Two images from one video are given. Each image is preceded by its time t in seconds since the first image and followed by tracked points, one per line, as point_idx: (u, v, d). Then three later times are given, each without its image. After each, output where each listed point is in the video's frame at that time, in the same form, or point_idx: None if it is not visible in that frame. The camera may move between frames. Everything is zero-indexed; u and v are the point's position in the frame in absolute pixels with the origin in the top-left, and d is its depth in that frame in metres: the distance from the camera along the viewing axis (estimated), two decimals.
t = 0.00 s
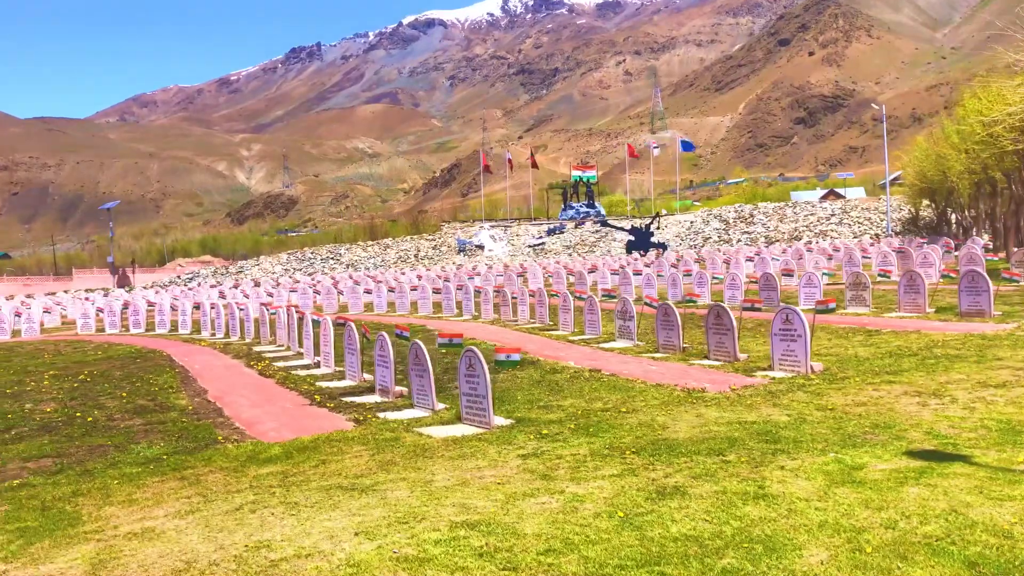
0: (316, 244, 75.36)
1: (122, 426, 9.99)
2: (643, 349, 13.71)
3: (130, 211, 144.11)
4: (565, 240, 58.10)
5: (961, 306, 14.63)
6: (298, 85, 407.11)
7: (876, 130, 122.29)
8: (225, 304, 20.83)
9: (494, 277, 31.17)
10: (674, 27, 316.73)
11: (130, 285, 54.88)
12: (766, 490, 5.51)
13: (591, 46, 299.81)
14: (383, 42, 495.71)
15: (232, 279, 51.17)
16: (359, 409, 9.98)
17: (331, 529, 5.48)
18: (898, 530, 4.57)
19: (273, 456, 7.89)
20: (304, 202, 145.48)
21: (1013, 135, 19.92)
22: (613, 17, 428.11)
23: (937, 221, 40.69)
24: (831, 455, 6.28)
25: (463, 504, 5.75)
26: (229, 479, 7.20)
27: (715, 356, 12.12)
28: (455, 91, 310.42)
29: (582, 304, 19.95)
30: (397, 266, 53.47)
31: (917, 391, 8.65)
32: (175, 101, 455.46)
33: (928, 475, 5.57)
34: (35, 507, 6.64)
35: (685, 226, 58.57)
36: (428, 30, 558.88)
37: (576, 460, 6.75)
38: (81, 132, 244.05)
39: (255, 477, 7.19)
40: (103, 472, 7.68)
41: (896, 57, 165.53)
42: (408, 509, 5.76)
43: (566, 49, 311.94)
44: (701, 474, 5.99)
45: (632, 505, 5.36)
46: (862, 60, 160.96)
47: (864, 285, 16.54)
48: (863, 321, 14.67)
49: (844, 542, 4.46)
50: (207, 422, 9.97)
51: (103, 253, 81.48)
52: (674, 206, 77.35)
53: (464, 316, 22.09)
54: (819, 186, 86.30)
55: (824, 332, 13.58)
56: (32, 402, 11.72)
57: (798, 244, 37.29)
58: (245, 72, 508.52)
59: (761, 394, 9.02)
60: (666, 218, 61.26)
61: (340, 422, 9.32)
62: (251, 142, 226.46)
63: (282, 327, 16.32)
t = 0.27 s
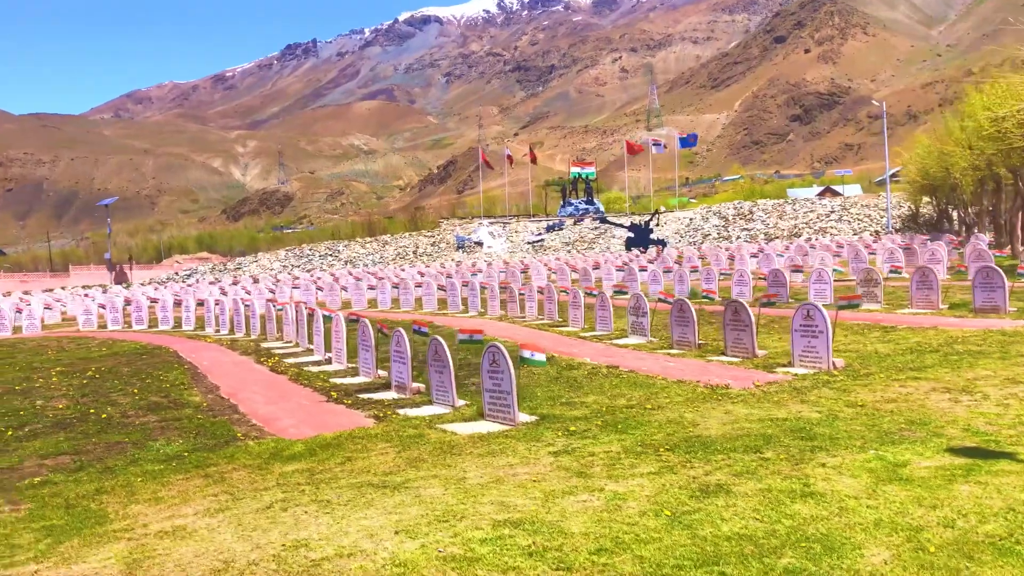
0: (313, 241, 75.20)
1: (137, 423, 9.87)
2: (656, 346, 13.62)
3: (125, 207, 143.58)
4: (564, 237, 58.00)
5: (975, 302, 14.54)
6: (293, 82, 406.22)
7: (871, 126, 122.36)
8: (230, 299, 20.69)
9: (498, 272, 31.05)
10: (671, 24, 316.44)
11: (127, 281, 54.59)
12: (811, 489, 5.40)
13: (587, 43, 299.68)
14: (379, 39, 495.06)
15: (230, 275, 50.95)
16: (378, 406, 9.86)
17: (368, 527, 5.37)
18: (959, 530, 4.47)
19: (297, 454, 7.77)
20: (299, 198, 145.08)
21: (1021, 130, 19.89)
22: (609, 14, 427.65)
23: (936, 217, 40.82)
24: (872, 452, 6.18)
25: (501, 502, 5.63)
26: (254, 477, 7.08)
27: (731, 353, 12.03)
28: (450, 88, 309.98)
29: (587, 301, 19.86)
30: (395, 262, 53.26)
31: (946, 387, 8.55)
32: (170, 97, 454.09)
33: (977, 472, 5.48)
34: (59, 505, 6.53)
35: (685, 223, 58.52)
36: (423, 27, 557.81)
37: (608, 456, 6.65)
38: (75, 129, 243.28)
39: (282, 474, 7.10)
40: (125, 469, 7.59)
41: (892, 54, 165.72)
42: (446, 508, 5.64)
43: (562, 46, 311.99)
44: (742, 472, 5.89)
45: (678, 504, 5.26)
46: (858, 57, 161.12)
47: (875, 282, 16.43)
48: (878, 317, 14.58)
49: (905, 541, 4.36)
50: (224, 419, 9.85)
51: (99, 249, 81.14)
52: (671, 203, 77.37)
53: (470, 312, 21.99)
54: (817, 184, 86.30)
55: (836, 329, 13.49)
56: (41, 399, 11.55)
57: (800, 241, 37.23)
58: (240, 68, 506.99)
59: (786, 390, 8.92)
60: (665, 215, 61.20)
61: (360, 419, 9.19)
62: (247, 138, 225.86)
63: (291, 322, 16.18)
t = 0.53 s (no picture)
0: (311, 236, 74.93)
1: (151, 418, 9.69)
2: (673, 340, 13.47)
3: (120, 203, 142.97)
4: (564, 233, 57.84)
5: (991, 296, 14.42)
6: (289, 77, 405.13)
7: (869, 122, 122.18)
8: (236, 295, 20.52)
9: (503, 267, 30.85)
10: (667, 20, 316.11)
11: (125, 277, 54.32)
12: (865, 482, 5.26)
13: (584, 39, 299.23)
14: (374, 34, 493.71)
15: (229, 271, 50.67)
16: (398, 401, 9.71)
17: (407, 522, 5.22)
18: None
19: (321, 449, 7.61)
20: (296, 194, 144.69)
21: None
22: (605, 10, 426.83)
23: (939, 212, 40.77)
24: (916, 446, 6.04)
25: (541, 497, 5.47)
26: (280, 472, 6.92)
27: (751, 347, 11.89)
28: (446, 83, 309.39)
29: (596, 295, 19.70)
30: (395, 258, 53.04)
31: (979, 380, 8.43)
32: (165, 93, 452.61)
33: None
34: (82, 502, 6.39)
35: (685, 218, 58.35)
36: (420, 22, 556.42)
37: (644, 451, 6.50)
38: (70, 124, 242.28)
39: (308, 470, 6.94)
40: (146, 464, 7.43)
41: (889, 50, 165.53)
42: (484, 503, 5.49)
43: (559, 42, 311.35)
44: (788, 466, 5.75)
45: (726, 499, 5.13)
46: (855, 53, 160.90)
47: (887, 275, 16.30)
48: (895, 312, 14.41)
49: (974, 538, 4.21)
50: (241, 413, 9.68)
51: (95, 245, 80.75)
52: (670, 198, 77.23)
53: (478, 307, 21.78)
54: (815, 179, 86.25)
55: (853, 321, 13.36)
56: (51, 395, 11.36)
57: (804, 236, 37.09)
58: (235, 64, 505.53)
59: (815, 384, 8.79)
60: (665, 210, 61.04)
61: (380, 413, 9.03)
62: (242, 134, 225.18)
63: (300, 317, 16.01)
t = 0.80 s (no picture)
0: (306, 229, 74.64)
1: (164, 413, 9.53)
2: (686, 334, 13.33)
3: (113, 196, 142.27)
4: (561, 226, 57.70)
5: (1004, 288, 14.33)
6: (282, 70, 403.46)
7: (863, 115, 121.97)
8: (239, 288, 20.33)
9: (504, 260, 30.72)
10: (662, 14, 315.73)
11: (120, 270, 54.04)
12: (914, 481, 5.13)
13: (578, 32, 298.66)
14: (367, 27, 491.99)
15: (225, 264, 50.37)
16: (415, 395, 9.57)
17: (447, 522, 5.09)
18: None
19: (343, 445, 7.47)
20: (289, 187, 144.18)
21: None
22: (599, 3, 425.86)
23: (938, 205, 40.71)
24: (959, 442, 5.93)
25: (580, 496, 5.34)
26: (304, 470, 6.77)
27: (767, 340, 11.79)
28: (440, 76, 308.62)
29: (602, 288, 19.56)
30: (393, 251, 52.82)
31: (1009, 374, 8.33)
32: (158, 86, 450.69)
33: None
34: (106, 501, 6.23)
35: (683, 211, 58.16)
36: (415, 15, 554.33)
37: (679, 447, 6.37)
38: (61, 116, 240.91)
39: (334, 466, 6.80)
40: (166, 461, 7.27)
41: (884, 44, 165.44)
42: (524, 501, 5.35)
43: (553, 34, 310.67)
44: (830, 463, 5.63)
45: (775, 497, 5.02)
46: (850, 46, 160.62)
47: (898, 266, 16.17)
48: (910, 305, 14.24)
49: None
50: (254, 408, 9.52)
51: (89, 238, 80.34)
52: (667, 192, 77.12)
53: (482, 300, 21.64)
54: (811, 172, 86.30)
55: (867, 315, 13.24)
56: (60, 390, 11.19)
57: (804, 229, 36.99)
58: (228, 57, 503.62)
59: (841, 378, 8.68)
60: (662, 203, 60.91)
61: (399, 408, 8.89)
62: (236, 127, 224.22)
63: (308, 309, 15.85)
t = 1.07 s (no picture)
0: (297, 225, 74.23)
1: (174, 408, 9.36)
2: (695, 328, 13.23)
3: (99, 191, 141.22)
4: (554, 222, 57.60)
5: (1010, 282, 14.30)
6: (270, 65, 401.52)
7: (851, 112, 122.41)
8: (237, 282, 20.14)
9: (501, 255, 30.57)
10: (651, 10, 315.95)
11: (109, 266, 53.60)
12: (961, 474, 5.04)
13: (567, 27, 298.37)
14: (356, 21, 490.02)
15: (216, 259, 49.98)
16: (429, 389, 9.44)
17: (485, 517, 4.98)
18: None
19: (363, 439, 7.32)
20: (278, 182, 143.52)
21: None
22: None
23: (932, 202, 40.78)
24: (997, 436, 5.85)
25: (621, 491, 5.22)
26: (328, 465, 6.62)
27: (778, 334, 11.72)
28: (429, 71, 307.79)
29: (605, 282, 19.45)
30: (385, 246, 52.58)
31: None
32: (145, 81, 447.83)
33: None
34: (126, 496, 6.07)
35: (676, 207, 58.12)
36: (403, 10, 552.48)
37: (712, 442, 6.26)
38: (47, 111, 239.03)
39: (357, 461, 6.65)
40: (184, 457, 7.11)
41: (872, 41, 166.01)
42: (563, 497, 5.23)
43: (543, 30, 310.27)
44: (871, 456, 5.54)
45: (821, 491, 4.91)
46: (838, 43, 161.15)
47: (903, 260, 16.11)
48: (919, 299, 14.16)
49: None
50: (266, 403, 9.38)
51: (77, 234, 79.68)
52: (658, 187, 77.09)
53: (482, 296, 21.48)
54: (801, 169, 86.44)
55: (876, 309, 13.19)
56: (65, 384, 11.00)
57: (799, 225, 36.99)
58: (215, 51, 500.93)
59: (862, 371, 8.60)
60: (655, 200, 60.88)
61: (415, 403, 8.76)
62: (223, 122, 222.97)
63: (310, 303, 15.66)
